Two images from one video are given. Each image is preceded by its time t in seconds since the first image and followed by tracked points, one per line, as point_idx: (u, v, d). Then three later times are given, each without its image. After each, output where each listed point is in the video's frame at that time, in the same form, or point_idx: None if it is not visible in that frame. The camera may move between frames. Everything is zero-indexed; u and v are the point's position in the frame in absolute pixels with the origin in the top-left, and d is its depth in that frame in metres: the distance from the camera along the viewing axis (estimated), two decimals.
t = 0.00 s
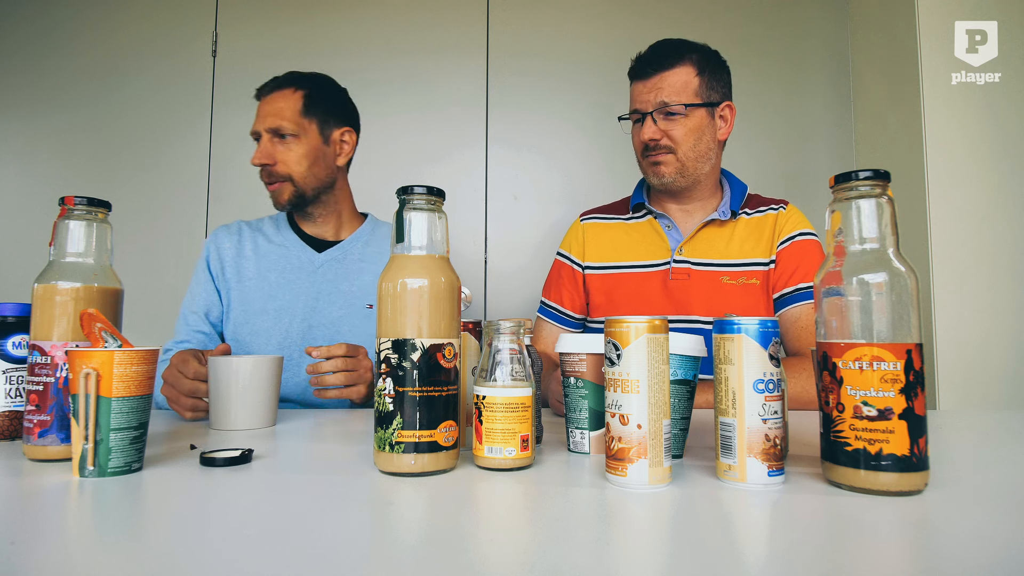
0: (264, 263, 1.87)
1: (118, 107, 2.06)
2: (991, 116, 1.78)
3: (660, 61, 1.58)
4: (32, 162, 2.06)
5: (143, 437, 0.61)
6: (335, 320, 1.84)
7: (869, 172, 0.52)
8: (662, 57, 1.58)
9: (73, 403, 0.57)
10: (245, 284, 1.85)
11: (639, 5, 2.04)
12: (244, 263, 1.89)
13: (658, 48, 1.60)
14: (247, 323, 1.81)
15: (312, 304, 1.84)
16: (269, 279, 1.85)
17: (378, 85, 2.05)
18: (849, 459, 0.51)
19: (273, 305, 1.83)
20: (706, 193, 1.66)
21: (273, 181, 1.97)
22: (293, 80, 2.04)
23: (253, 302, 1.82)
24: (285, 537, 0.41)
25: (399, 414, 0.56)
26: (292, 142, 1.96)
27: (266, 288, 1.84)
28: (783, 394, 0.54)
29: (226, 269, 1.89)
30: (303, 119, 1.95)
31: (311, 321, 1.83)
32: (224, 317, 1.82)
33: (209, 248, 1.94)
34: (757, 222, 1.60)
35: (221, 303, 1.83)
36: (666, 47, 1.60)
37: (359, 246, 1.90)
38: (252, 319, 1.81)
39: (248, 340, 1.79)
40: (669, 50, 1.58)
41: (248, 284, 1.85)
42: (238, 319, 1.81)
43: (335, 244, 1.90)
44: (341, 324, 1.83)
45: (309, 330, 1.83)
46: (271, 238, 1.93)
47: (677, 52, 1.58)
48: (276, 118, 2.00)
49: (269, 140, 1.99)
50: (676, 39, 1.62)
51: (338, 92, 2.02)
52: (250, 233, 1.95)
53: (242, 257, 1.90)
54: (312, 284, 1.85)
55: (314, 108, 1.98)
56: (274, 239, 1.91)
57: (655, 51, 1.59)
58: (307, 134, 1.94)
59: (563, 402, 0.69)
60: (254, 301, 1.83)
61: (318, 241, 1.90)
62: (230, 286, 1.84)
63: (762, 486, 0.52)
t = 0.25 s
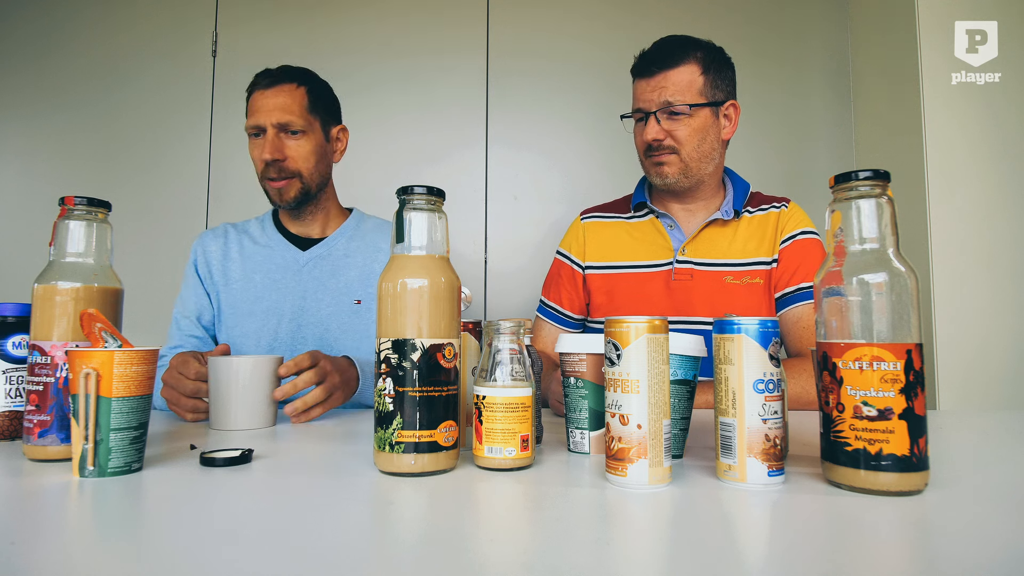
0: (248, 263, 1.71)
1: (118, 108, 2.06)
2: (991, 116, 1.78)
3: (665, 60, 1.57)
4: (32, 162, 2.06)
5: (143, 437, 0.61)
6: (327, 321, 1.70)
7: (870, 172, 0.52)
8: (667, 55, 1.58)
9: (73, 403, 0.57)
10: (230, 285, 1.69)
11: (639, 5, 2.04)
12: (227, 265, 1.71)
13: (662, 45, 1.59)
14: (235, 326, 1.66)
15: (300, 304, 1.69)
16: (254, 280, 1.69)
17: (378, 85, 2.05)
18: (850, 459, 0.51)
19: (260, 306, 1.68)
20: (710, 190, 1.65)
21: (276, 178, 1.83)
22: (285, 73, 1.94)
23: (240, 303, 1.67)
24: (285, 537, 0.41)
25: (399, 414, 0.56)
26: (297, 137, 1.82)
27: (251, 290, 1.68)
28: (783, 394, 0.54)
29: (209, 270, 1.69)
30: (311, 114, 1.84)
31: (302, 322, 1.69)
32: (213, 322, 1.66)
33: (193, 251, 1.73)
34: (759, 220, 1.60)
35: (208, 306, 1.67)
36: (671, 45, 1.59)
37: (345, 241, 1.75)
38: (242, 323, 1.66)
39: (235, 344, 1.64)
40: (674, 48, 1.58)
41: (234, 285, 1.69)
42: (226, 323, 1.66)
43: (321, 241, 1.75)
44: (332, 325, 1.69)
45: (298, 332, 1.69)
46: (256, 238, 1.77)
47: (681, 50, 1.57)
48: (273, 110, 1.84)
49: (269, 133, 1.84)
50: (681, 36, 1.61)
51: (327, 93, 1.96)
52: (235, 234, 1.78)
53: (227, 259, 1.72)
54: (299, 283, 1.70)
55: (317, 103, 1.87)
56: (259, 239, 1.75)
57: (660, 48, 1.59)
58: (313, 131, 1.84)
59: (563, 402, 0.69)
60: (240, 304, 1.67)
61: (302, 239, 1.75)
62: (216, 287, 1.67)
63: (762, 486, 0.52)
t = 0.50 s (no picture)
0: (245, 263, 1.70)
1: (118, 108, 2.06)
2: (991, 116, 1.78)
3: (662, 60, 1.57)
4: (32, 162, 2.06)
5: (143, 437, 0.61)
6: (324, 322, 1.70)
7: (870, 172, 0.52)
8: (664, 55, 1.57)
9: (73, 404, 0.57)
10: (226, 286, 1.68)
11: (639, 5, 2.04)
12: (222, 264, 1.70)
13: (660, 46, 1.59)
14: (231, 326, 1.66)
15: (296, 305, 1.69)
16: (251, 280, 1.69)
17: (378, 85, 2.05)
18: (850, 459, 0.51)
19: (257, 306, 1.68)
20: (710, 190, 1.65)
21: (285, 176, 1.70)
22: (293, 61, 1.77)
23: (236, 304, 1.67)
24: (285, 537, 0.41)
25: (399, 414, 0.56)
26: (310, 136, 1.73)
27: (247, 290, 1.68)
28: (783, 394, 0.55)
29: (202, 271, 1.68)
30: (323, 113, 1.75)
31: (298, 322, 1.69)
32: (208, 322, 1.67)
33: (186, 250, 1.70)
34: (758, 221, 1.60)
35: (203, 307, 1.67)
36: (668, 45, 1.59)
37: (341, 241, 1.74)
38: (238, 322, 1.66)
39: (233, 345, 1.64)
40: (671, 48, 1.57)
41: (229, 286, 1.68)
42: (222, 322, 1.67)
43: (317, 240, 1.74)
44: (328, 325, 1.69)
45: (294, 331, 1.68)
46: (250, 237, 1.74)
47: (679, 50, 1.57)
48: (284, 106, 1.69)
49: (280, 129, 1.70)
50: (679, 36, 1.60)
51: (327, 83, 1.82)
52: (230, 232, 1.73)
53: (223, 259, 1.70)
54: (295, 283, 1.70)
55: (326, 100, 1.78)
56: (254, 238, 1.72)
57: (657, 49, 1.58)
58: (323, 131, 1.77)
59: (563, 402, 0.69)
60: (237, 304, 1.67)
61: (298, 238, 1.74)
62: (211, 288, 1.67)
63: (763, 486, 0.52)
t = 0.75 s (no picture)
0: (249, 264, 1.69)
1: (118, 108, 2.06)
2: (991, 116, 1.78)
3: (661, 61, 1.57)
4: (32, 162, 2.06)
5: (143, 437, 0.61)
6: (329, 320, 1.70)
7: (870, 172, 0.52)
8: (663, 56, 1.57)
9: (73, 403, 0.57)
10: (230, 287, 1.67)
11: (639, 5, 2.04)
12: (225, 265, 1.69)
13: (659, 46, 1.59)
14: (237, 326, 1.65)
15: (302, 304, 1.69)
16: (255, 280, 1.68)
17: (378, 85, 2.05)
18: (850, 460, 0.51)
19: (262, 306, 1.67)
20: (709, 190, 1.65)
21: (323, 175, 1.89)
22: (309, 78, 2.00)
23: (241, 304, 1.66)
24: (285, 537, 0.41)
25: (399, 414, 0.56)
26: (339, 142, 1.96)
27: (252, 291, 1.67)
28: (783, 394, 0.55)
29: (206, 272, 1.67)
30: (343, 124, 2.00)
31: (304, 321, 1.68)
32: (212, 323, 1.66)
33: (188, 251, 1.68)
34: (757, 221, 1.60)
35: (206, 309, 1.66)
36: (666, 45, 1.59)
37: (346, 239, 1.74)
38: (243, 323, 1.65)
39: (238, 345, 1.63)
40: (669, 48, 1.58)
41: (234, 287, 1.68)
42: (227, 324, 1.65)
43: (322, 240, 1.74)
44: (334, 325, 1.69)
45: (300, 331, 1.68)
46: (254, 237, 1.74)
47: (677, 51, 1.57)
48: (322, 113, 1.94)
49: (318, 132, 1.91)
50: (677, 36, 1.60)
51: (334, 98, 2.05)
52: (231, 232, 1.74)
53: (226, 259, 1.69)
54: (301, 282, 1.70)
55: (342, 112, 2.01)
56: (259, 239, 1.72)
57: (656, 50, 1.58)
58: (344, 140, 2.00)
59: (563, 402, 0.69)
60: (242, 305, 1.67)
61: (302, 237, 1.74)
62: (214, 288, 1.66)
63: (762, 486, 0.52)
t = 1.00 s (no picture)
0: (254, 263, 1.68)
1: (118, 108, 2.06)
2: (990, 116, 1.78)
3: (661, 61, 1.57)
4: (32, 162, 2.06)
5: (143, 437, 0.61)
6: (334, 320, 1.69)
7: (870, 172, 0.52)
8: (662, 56, 1.57)
9: (73, 403, 0.57)
10: (234, 287, 1.67)
11: (638, 5, 2.04)
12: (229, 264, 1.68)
13: (658, 47, 1.59)
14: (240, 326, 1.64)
15: (306, 304, 1.68)
16: (259, 280, 1.68)
17: (377, 85, 2.06)
18: (849, 460, 0.51)
19: (266, 306, 1.67)
20: (708, 191, 1.65)
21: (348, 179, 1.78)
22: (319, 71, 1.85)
23: (246, 304, 1.66)
24: (285, 537, 0.41)
25: (399, 414, 0.56)
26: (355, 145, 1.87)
27: (256, 290, 1.67)
28: (783, 394, 0.55)
29: (210, 271, 1.66)
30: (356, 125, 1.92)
31: (309, 321, 1.68)
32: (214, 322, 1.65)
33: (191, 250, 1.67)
34: (756, 221, 1.60)
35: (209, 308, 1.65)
36: (665, 46, 1.59)
37: (351, 240, 1.74)
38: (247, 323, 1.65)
39: (242, 344, 1.63)
40: (668, 49, 1.58)
41: (237, 287, 1.67)
42: (230, 323, 1.65)
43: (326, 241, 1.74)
44: (339, 325, 1.69)
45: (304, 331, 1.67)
46: (257, 236, 1.72)
47: (676, 51, 1.58)
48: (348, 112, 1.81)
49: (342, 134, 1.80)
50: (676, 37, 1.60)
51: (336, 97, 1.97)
52: (234, 231, 1.72)
53: (230, 258, 1.68)
54: (305, 283, 1.69)
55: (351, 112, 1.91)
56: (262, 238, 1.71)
57: (655, 50, 1.59)
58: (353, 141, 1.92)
59: (563, 402, 0.69)
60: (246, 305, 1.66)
61: (306, 237, 1.73)
62: (217, 288, 1.65)
63: (762, 486, 0.52)
